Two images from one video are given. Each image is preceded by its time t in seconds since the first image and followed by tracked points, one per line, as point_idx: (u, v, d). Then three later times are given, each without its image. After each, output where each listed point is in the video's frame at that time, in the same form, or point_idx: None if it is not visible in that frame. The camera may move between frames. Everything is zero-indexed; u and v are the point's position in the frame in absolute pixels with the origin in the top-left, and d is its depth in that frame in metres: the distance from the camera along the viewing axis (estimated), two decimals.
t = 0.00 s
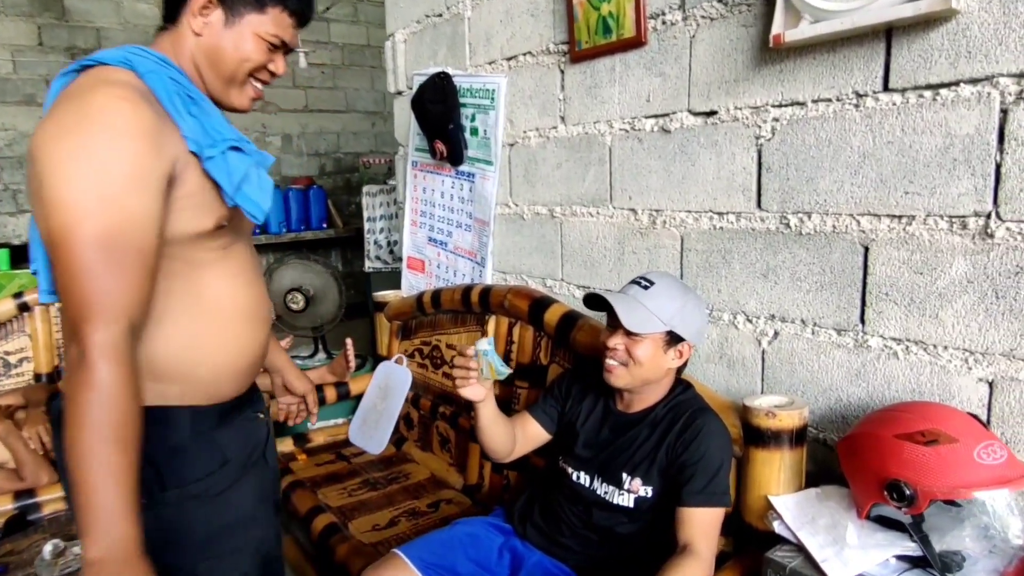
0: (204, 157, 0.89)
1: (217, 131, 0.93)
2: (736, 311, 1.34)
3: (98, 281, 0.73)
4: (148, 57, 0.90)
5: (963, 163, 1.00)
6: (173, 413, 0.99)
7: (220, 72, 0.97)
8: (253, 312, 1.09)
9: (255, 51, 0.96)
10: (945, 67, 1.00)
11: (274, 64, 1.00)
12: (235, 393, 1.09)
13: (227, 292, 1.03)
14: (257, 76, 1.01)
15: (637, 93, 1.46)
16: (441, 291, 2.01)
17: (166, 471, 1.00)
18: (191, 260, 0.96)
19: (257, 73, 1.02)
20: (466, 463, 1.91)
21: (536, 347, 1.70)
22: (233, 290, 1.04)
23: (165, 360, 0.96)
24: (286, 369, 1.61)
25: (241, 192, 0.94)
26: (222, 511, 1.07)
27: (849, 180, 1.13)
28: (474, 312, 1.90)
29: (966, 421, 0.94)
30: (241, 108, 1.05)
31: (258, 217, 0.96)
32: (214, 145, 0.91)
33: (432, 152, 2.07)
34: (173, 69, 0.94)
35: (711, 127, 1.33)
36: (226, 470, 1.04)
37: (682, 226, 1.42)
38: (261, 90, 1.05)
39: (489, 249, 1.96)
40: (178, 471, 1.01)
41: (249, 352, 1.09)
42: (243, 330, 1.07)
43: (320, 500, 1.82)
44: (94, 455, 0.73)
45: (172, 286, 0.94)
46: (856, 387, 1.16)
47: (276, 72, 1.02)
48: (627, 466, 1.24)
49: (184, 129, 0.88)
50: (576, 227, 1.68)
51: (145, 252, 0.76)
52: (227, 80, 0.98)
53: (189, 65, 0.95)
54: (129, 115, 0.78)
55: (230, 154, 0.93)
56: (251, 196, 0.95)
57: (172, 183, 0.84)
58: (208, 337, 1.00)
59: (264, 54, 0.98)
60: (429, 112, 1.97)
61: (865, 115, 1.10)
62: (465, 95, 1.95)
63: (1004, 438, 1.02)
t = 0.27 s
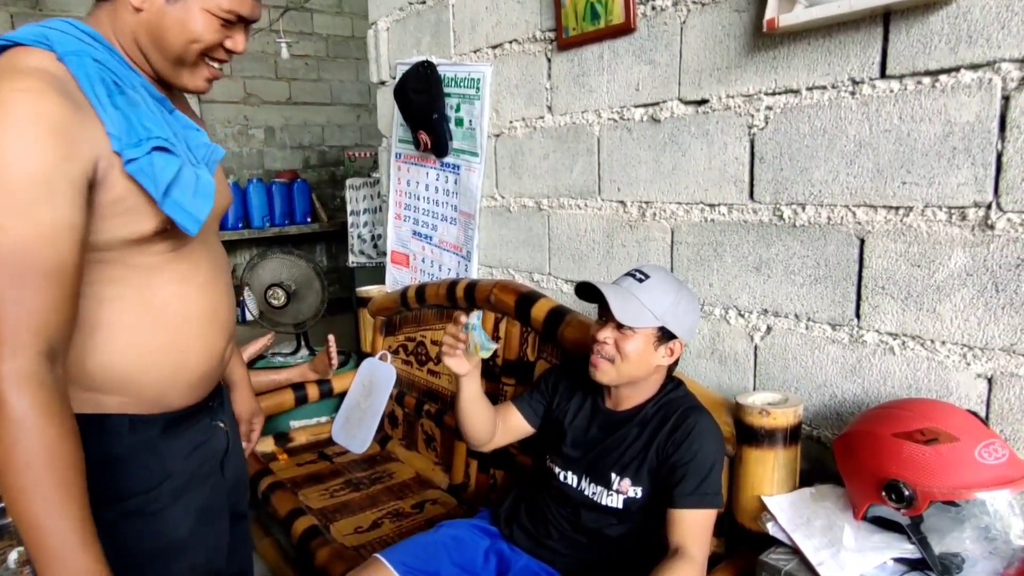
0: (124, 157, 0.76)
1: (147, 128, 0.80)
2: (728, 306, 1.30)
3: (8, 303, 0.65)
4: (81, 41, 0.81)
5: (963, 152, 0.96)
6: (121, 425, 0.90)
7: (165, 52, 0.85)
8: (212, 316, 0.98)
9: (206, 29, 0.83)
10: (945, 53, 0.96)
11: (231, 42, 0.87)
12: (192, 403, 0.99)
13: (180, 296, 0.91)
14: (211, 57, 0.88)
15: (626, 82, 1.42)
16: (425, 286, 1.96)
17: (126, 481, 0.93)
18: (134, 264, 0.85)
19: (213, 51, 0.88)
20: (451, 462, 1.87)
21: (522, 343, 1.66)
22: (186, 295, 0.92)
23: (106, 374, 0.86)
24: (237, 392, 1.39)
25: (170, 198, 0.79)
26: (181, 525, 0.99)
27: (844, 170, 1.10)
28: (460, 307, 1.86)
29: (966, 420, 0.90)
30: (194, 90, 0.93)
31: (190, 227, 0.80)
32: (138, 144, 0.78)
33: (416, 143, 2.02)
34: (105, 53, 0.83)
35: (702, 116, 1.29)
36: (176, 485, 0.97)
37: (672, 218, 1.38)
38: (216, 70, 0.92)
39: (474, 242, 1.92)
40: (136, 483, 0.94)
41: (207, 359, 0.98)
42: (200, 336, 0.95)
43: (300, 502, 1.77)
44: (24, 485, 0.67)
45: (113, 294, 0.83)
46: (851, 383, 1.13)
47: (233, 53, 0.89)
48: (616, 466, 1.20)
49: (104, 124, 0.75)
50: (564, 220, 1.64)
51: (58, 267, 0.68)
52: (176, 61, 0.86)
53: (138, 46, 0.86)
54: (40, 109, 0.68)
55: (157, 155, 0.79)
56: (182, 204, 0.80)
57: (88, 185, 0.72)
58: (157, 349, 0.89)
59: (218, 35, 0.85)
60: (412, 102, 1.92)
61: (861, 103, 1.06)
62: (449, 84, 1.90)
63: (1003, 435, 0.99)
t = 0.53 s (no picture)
0: (82, 157, 0.69)
1: (107, 123, 0.74)
2: (722, 302, 1.28)
3: None
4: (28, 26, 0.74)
5: (962, 144, 0.94)
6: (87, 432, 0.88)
7: (112, 38, 0.76)
8: (185, 316, 0.93)
9: (156, 13, 0.74)
10: (944, 42, 0.94)
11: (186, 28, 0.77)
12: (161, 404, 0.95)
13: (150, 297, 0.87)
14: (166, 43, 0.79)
15: (619, 73, 1.39)
16: (417, 282, 1.93)
17: (99, 486, 0.92)
18: (99, 265, 0.80)
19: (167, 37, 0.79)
20: (443, 460, 1.85)
21: (514, 340, 1.64)
22: (156, 296, 0.88)
23: (70, 378, 0.82)
24: (244, 369, 1.37)
25: (136, 198, 0.73)
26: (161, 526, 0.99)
27: (840, 163, 1.07)
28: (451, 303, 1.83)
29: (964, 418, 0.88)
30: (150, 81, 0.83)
31: (159, 229, 0.75)
32: (97, 141, 0.71)
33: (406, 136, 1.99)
34: (51, 39, 0.75)
35: (696, 108, 1.26)
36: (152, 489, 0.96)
37: (666, 212, 1.35)
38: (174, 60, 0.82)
39: (466, 237, 1.89)
40: (113, 486, 0.94)
41: (179, 361, 0.94)
42: (171, 338, 0.91)
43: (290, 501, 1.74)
44: (24, 492, 0.62)
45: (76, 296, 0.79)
46: (846, 381, 1.11)
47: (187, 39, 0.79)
48: (608, 469, 1.18)
49: (59, 120, 0.68)
50: (556, 215, 1.61)
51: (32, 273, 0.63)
52: (125, 49, 0.77)
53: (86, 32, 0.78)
54: None
55: (119, 153, 0.73)
56: (150, 207, 0.75)
57: (47, 186, 0.66)
58: (126, 352, 0.85)
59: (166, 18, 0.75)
60: (403, 95, 1.89)
61: (858, 94, 1.03)
62: (440, 76, 1.87)
63: (1001, 434, 0.97)
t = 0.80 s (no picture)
0: (46, 146, 0.68)
1: (77, 114, 0.71)
2: (721, 303, 1.26)
3: None
4: (9, 18, 0.74)
5: (966, 145, 0.91)
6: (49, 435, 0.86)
7: (82, 34, 0.77)
8: (153, 318, 0.92)
9: (127, 9, 0.75)
10: (948, 40, 0.91)
11: (159, 30, 0.78)
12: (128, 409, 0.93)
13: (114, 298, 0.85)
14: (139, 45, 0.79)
15: (619, 69, 1.37)
16: (416, 279, 1.91)
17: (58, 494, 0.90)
18: (61, 262, 0.79)
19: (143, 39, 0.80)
20: (441, 459, 1.83)
21: (512, 339, 1.62)
22: (121, 296, 0.86)
23: (28, 376, 0.81)
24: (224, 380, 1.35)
25: (99, 191, 0.71)
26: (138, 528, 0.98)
27: (842, 164, 1.05)
28: (450, 301, 1.82)
29: (963, 426, 0.86)
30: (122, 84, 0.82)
31: (122, 224, 0.72)
32: (65, 131, 0.69)
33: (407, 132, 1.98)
34: (33, 32, 0.76)
35: (696, 106, 1.24)
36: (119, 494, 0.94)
37: (665, 212, 1.33)
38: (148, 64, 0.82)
39: (466, 235, 1.87)
40: (74, 493, 0.91)
41: (147, 364, 0.93)
42: (138, 340, 0.89)
43: (286, 498, 1.74)
44: None
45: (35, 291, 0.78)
46: (845, 386, 1.09)
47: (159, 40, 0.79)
48: (607, 473, 1.15)
49: (27, 109, 0.68)
50: (555, 213, 1.59)
51: None
52: (96, 44, 0.78)
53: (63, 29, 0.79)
54: None
55: (87, 145, 0.71)
56: (112, 199, 0.72)
57: (6, 173, 0.66)
58: (87, 352, 0.84)
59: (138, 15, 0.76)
60: (403, 90, 1.87)
61: (860, 92, 1.01)
62: (441, 71, 1.85)
63: (1003, 443, 0.94)
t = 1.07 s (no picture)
0: (34, 147, 0.70)
1: (69, 117, 0.73)
2: (742, 308, 1.24)
3: None
4: (24, 24, 0.78)
5: (999, 149, 0.88)
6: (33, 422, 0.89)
7: (110, 44, 0.81)
8: (146, 320, 0.93)
9: (155, 24, 0.79)
10: (982, 40, 0.88)
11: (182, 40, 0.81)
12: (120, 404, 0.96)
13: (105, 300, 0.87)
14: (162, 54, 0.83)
15: (643, 69, 1.35)
16: (439, 277, 1.92)
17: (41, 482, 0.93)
18: (51, 262, 0.81)
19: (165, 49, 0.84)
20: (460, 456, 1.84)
21: (532, 339, 1.62)
22: (112, 298, 0.87)
23: (16, 369, 0.83)
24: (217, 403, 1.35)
25: (80, 193, 0.72)
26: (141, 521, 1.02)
27: (869, 167, 1.02)
28: (472, 300, 1.82)
29: (990, 441, 0.83)
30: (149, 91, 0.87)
31: (99, 227, 0.73)
32: (54, 134, 0.71)
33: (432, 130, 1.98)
34: (45, 39, 0.79)
35: (720, 107, 1.21)
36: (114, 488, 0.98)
37: (687, 214, 1.31)
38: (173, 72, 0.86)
39: (489, 234, 1.87)
40: (66, 487, 0.95)
41: (139, 364, 0.94)
42: (129, 340, 0.91)
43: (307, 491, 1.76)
44: None
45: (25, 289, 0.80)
46: (869, 395, 1.06)
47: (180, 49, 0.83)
48: (621, 487, 1.14)
49: (24, 112, 0.71)
50: (577, 213, 1.58)
51: None
52: (123, 54, 0.82)
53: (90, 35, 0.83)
54: None
55: (75, 147, 0.72)
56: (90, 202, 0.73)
57: None
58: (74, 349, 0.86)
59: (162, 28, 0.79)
60: (428, 89, 1.88)
61: (890, 94, 0.98)
62: (466, 70, 1.85)
63: None
